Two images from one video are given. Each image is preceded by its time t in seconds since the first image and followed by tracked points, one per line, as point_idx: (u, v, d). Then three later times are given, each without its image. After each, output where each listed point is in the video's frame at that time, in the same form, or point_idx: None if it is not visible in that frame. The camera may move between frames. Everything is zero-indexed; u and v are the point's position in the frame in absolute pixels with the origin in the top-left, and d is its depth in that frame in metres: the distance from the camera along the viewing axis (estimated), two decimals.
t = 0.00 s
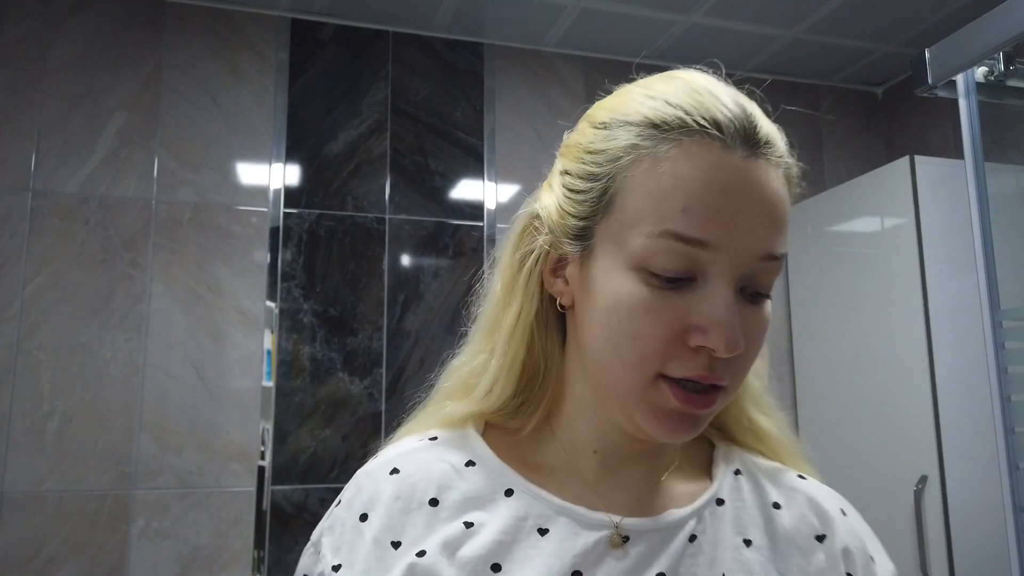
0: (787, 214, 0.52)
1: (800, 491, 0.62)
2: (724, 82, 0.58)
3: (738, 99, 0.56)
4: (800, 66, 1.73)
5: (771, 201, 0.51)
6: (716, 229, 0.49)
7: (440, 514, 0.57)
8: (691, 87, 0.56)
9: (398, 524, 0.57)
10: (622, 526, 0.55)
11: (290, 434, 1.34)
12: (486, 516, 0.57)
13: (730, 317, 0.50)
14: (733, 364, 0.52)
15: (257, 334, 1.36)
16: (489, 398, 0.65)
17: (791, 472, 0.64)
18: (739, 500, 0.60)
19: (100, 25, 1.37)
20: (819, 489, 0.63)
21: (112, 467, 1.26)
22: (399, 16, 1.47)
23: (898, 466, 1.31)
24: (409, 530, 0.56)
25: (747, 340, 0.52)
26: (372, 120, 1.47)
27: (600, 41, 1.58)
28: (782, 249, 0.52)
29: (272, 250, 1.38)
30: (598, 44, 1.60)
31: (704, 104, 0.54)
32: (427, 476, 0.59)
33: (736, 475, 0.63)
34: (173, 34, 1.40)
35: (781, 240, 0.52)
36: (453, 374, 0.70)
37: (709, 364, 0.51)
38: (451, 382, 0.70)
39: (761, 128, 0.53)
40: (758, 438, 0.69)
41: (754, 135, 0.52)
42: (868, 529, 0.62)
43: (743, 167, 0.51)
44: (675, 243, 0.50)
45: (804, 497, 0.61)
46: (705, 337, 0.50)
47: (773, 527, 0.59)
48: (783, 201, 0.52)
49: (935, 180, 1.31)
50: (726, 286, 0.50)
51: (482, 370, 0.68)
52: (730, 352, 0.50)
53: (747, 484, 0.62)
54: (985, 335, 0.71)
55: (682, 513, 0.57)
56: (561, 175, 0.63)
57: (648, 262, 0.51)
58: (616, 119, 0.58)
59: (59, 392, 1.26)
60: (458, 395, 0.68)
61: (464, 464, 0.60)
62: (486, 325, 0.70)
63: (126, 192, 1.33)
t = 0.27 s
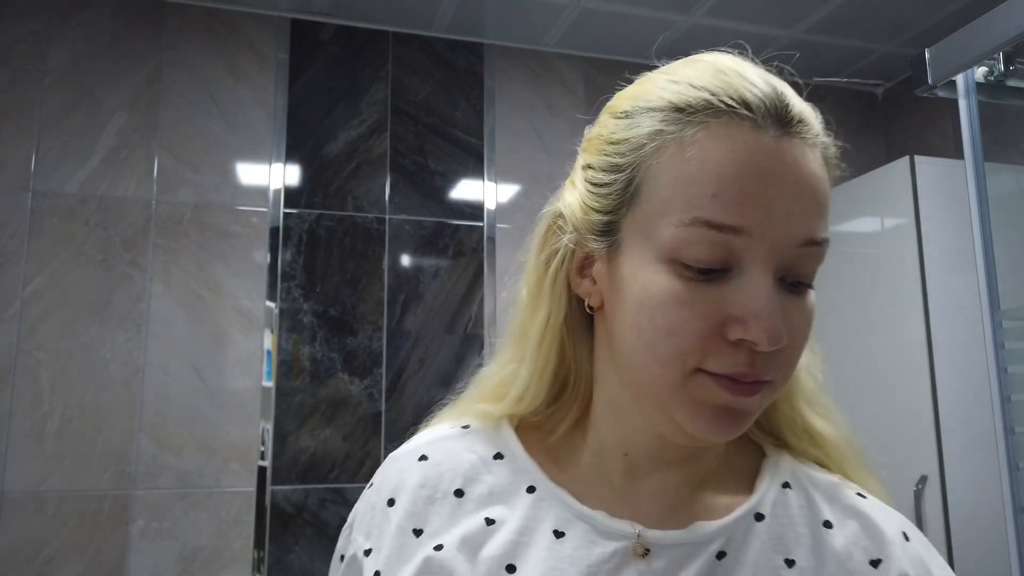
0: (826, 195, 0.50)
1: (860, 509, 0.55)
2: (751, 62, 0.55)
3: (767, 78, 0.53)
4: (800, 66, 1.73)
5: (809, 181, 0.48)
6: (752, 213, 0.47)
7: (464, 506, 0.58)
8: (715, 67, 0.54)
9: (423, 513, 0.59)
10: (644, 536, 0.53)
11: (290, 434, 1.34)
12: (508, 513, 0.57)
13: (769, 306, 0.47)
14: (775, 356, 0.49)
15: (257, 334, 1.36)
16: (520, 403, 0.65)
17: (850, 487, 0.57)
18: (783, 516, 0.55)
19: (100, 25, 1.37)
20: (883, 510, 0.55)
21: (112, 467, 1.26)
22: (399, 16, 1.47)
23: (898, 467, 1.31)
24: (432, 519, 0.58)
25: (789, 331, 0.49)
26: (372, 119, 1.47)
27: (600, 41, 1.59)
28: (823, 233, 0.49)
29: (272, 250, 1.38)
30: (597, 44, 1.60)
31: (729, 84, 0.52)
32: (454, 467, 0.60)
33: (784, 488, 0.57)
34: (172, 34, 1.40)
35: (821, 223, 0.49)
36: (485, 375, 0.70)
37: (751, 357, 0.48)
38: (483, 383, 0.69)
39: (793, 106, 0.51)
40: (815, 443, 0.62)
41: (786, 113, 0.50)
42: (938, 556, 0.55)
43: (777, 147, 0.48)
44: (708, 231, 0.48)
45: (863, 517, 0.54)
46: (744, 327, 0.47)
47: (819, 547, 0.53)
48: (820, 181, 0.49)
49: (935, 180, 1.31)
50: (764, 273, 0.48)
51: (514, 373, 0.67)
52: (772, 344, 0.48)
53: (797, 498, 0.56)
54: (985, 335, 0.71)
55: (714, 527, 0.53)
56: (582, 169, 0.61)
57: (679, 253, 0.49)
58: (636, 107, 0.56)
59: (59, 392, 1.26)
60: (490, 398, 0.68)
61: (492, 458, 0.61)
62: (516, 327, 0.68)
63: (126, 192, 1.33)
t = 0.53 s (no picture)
0: (833, 180, 0.48)
1: (877, 511, 0.51)
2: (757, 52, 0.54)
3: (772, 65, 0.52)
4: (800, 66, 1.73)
5: (813, 163, 0.46)
6: (752, 192, 0.45)
7: (473, 502, 0.57)
8: (717, 56, 0.53)
9: (432, 508, 0.58)
10: (646, 534, 0.50)
11: (290, 434, 1.34)
12: (513, 509, 0.56)
13: (770, 289, 0.45)
14: (780, 345, 0.46)
15: (257, 334, 1.36)
16: (527, 400, 0.64)
17: (867, 489, 0.53)
18: (794, 517, 0.51)
19: (100, 25, 1.37)
20: (901, 511, 0.52)
21: (112, 467, 1.26)
22: (398, 16, 1.47)
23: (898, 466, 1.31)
24: (440, 514, 0.57)
25: (796, 321, 0.46)
26: (372, 119, 1.47)
27: (601, 41, 1.59)
28: (830, 218, 0.47)
29: (272, 250, 1.38)
30: (597, 44, 1.61)
31: (732, 70, 0.50)
32: (463, 463, 0.60)
33: (797, 489, 0.53)
34: (172, 34, 1.40)
35: (828, 207, 0.47)
36: (496, 372, 0.69)
37: (753, 344, 0.45)
38: (494, 380, 0.69)
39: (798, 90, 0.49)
40: (832, 446, 0.58)
41: (790, 95, 0.48)
42: (959, 559, 0.51)
43: (779, 126, 0.46)
44: (708, 212, 0.46)
45: (880, 519, 0.51)
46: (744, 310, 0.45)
47: (832, 549, 0.50)
48: (826, 164, 0.47)
49: (935, 180, 1.31)
50: (766, 256, 0.45)
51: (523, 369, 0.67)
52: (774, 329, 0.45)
53: (811, 498, 0.52)
54: (985, 335, 0.72)
55: (721, 527, 0.50)
56: (588, 163, 0.60)
57: (677, 235, 0.47)
58: (639, 96, 0.55)
59: (59, 392, 1.26)
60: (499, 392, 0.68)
61: (501, 454, 0.60)
62: (525, 324, 0.68)
63: (126, 192, 1.33)
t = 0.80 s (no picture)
0: (786, 171, 0.51)
1: (847, 488, 0.52)
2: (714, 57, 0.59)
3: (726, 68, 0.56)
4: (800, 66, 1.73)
5: (763, 151, 0.50)
6: (704, 177, 0.49)
7: (454, 505, 0.56)
8: (674, 60, 0.57)
9: (413, 515, 0.57)
10: (628, 518, 0.51)
11: (290, 434, 1.34)
12: (494, 506, 0.55)
13: (724, 267, 0.48)
14: (738, 323, 0.48)
15: (257, 334, 1.36)
16: (502, 394, 0.65)
17: (838, 471, 0.54)
18: (765, 495, 0.52)
19: (100, 25, 1.37)
20: (871, 487, 0.52)
21: (112, 467, 1.26)
22: (398, 16, 1.47)
23: (898, 467, 1.31)
24: (422, 520, 0.56)
25: (753, 298, 0.49)
26: (372, 120, 1.47)
27: (601, 41, 1.59)
28: (781, 205, 0.50)
29: (272, 250, 1.38)
30: (598, 45, 1.60)
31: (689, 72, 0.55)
32: (443, 468, 0.59)
33: (768, 471, 0.54)
34: (172, 34, 1.40)
35: (780, 191, 0.50)
36: (472, 373, 0.70)
37: (710, 320, 0.48)
38: (470, 380, 0.70)
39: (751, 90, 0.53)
40: (798, 444, 0.58)
41: (742, 94, 0.52)
42: (931, 532, 0.51)
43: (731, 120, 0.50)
44: (664, 195, 0.50)
45: (850, 494, 0.52)
46: (700, 286, 0.47)
47: (809, 526, 0.50)
48: (776, 152, 0.50)
49: (935, 180, 1.31)
50: (720, 237, 0.49)
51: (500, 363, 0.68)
52: (731, 306, 0.47)
53: (781, 478, 0.53)
54: (986, 335, 0.71)
55: (698, 507, 0.51)
56: (561, 164, 0.64)
57: (638, 219, 0.51)
58: (601, 101, 0.60)
59: (59, 392, 1.26)
60: (475, 391, 0.68)
61: (479, 456, 0.59)
62: (501, 324, 0.70)
63: (125, 192, 1.33)
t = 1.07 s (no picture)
0: (707, 166, 0.56)
1: (789, 471, 0.56)
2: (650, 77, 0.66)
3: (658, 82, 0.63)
4: (800, 66, 1.73)
5: (682, 146, 0.55)
6: (628, 170, 0.54)
7: (418, 507, 0.57)
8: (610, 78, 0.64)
9: (377, 520, 0.57)
10: (586, 506, 0.53)
11: (290, 434, 1.34)
12: (455, 505, 0.56)
13: (648, 250, 0.52)
14: (666, 303, 0.52)
15: (257, 334, 1.36)
16: (461, 394, 0.68)
17: (782, 456, 0.58)
18: (716, 480, 0.55)
19: (100, 25, 1.37)
20: (809, 467, 0.57)
21: (112, 467, 1.26)
22: (399, 16, 1.47)
23: (898, 466, 1.31)
24: (384, 524, 0.57)
25: (681, 280, 0.53)
26: (372, 120, 1.47)
27: (601, 41, 1.59)
28: (701, 196, 0.55)
29: (272, 250, 1.38)
30: (598, 45, 1.60)
31: (620, 85, 0.61)
32: (406, 473, 0.60)
33: (717, 458, 0.58)
34: (172, 34, 1.40)
35: (702, 183, 0.55)
36: (433, 377, 0.73)
37: (637, 299, 0.52)
38: (431, 384, 0.73)
39: (674, 97, 0.59)
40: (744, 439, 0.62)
41: (664, 101, 0.58)
42: (869, 508, 0.55)
43: (652, 120, 0.56)
44: (595, 186, 0.55)
45: (793, 475, 0.55)
46: (626, 267, 0.52)
47: (756, 505, 0.54)
48: (698, 148, 0.56)
49: (935, 180, 1.31)
50: (645, 224, 0.53)
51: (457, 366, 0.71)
52: (656, 285, 0.52)
53: (729, 464, 0.57)
54: (986, 334, 0.72)
55: (649, 492, 0.53)
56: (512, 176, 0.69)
57: (572, 212, 0.56)
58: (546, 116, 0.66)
59: (59, 392, 1.26)
60: (435, 394, 0.71)
61: (441, 459, 0.60)
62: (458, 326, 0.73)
63: (125, 192, 1.33)
